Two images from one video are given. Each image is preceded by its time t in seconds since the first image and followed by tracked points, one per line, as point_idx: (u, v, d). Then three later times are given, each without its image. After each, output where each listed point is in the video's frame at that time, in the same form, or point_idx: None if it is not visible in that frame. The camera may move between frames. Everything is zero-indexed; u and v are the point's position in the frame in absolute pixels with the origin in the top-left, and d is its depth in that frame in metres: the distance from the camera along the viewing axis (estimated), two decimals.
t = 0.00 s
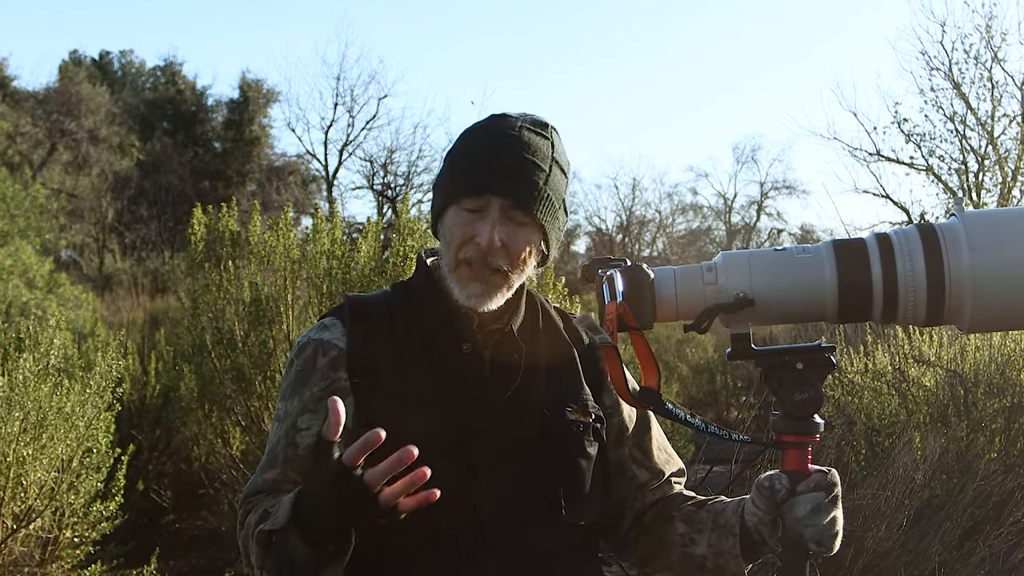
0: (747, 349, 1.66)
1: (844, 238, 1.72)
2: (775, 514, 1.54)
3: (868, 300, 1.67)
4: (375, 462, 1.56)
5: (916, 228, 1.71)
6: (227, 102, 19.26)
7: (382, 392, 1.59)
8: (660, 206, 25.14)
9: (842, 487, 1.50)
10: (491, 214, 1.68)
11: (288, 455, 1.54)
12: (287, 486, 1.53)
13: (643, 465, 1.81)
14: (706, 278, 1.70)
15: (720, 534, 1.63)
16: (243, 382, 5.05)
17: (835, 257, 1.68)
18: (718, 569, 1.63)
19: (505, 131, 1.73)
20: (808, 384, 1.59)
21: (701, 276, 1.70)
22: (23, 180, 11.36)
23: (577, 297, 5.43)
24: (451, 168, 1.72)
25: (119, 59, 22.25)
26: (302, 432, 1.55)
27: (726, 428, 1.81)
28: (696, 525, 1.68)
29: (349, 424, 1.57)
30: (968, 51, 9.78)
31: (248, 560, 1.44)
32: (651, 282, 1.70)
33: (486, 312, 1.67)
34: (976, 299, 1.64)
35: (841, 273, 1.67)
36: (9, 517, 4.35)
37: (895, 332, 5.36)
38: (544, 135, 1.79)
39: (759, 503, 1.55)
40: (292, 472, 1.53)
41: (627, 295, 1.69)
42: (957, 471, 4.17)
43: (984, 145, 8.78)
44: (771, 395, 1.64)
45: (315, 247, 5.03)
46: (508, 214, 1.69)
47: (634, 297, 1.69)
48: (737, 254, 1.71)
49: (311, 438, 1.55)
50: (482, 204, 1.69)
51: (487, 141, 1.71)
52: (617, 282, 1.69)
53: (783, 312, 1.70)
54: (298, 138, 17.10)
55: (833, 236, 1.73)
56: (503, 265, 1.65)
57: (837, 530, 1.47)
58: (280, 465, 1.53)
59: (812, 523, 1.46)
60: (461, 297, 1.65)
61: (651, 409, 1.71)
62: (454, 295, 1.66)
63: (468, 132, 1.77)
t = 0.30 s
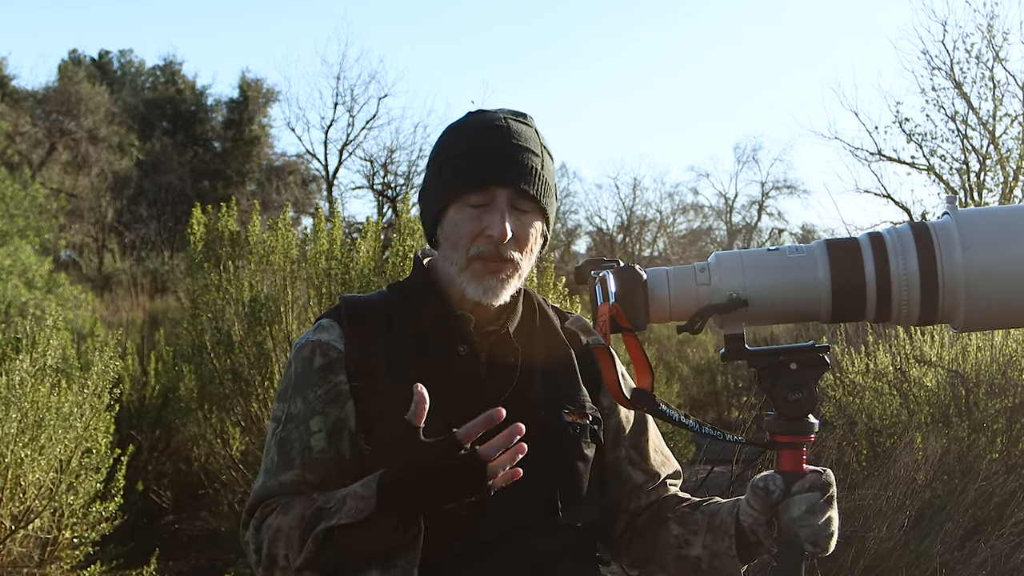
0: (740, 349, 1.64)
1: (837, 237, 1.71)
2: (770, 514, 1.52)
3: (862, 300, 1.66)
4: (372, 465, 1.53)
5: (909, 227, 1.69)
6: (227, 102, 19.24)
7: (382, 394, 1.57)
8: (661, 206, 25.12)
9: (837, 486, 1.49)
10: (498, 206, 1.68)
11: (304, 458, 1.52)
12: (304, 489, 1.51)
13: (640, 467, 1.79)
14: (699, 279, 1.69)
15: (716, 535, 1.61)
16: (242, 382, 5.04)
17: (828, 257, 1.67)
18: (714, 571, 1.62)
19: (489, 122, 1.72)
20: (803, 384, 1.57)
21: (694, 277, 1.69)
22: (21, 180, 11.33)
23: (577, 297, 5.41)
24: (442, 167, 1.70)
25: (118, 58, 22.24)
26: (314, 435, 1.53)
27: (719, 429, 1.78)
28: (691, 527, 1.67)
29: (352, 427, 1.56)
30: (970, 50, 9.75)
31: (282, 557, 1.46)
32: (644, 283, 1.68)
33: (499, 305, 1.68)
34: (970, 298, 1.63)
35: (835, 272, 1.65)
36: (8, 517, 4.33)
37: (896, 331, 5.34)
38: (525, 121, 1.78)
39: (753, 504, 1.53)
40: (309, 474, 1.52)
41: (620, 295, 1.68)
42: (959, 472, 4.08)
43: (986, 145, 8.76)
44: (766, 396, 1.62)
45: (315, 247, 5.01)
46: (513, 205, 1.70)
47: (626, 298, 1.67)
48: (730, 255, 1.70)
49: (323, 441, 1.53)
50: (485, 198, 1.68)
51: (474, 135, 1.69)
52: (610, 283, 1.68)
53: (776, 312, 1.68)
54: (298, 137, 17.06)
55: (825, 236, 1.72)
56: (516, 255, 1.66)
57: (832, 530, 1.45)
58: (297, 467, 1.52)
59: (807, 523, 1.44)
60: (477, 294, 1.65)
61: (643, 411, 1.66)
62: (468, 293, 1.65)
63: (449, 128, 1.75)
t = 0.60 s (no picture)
0: (743, 349, 1.63)
1: (840, 237, 1.70)
2: (772, 515, 1.51)
3: (865, 300, 1.65)
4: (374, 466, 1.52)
5: (913, 227, 1.68)
6: (227, 102, 19.22)
7: (382, 396, 1.56)
8: (661, 206, 25.12)
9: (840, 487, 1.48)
10: (489, 209, 1.67)
11: (304, 459, 1.51)
12: (304, 490, 1.51)
13: (640, 466, 1.78)
14: (702, 278, 1.68)
15: (718, 535, 1.60)
16: (242, 383, 5.03)
17: (831, 257, 1.66)
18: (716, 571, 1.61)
19: (485, 124, 1.71)
20: (806, 384, 1.56)
21: (697, 276, 1.68)
22: (20, 180, 11.30)
23: (578, 297, 5.39)
24: (438, 169, 1.70)
25: (118, 58, 22.22)
26: (314, 435, 1.52)
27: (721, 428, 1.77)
28: (693, 527, 1.66)
29: (353, 428, 1.55)
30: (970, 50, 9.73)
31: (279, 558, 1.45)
32: (646, 283, 1.67)
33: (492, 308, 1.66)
34: (974, 298, 1.62)
35: (838, 272, 1.65)
36: (8, 517, 4.32)
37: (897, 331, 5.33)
38: (523, 123, 1.77)
39: (756, 504, 1.52)
40: (310, 475, 1.51)
41: (622, 296, 1.67)
42: (960, 472, 4.07)
43: (986, 145, 8.74)
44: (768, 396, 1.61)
45: (315, 247, 5.00)
46: (504, 208, 1.69)
47: (630, 299, 1.66)
48: (733, 254, 1.69)
49: (323, 442, 1.53)
50: (477, 201, 1.68)
51: (468, 137, 1.70)
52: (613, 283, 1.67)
53: (779, 312, 1.67)
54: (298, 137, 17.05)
55: (829, 236, 1.71)
56: (508, 259, 1.64)
57: (835, 531, 1.44)
58: (297, 467, 1.51)
59: (810, 524, 1.43)
60: (468, 297, 1.63)
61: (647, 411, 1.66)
62: (459, 296, 1.64)
63: (446, 129, 1.76)
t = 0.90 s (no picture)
0: (744, 349, 1.62)
1: (841, 237, 1.69)
2: (773, 515, 1.51)
3: (866, 300, 1.64)
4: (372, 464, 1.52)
5: (914, 227, 1.67)
6: (227, 102, 19.22)
7: (379, 394, 1.56)
8: (661, 206, 25.13)
9: (841, 488, 1.47)
10: (487, 217, 1.67)
11: (303, 449, 1.50)
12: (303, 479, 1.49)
13: (640, 466, 1.78)
14: (702, 278, 1.67)
15: (718, 535, 1.60)
16: (243, 383, 5.03)
17: (832, 256, 1.66)
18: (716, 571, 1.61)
19: (483, 128, 1.71)
20: (806, 384, 1.56)
21: (698, 276, 1.68)
22: (19, 181, 11.29)
23: (578, 297, 5.39)
24: (436, 174, 1.69)
25: (117, 57, 22.22)
26: (313, 428, 1.51)
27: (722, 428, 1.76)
28: (693, 527, 1.65)
29: (349, 426, 1.54)
30: (970, 50, 9.72)
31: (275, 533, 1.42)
32: (647, 282, 1.67)
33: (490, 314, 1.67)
34: (974, 299, 1.61)
35: (839, 272, 1.64)
36: (7, 518, 4.32)
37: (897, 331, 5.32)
38: (521, 125, 1.76)
39: (756, 504, 1.52)
40: (311, 465, 1.50)
41: (623, 295, 1.66)
42: (960, 472, 4.07)
43: (986, 145, 8.74)
44: (769, 396, 1.61)
45: (315, 247, 5.00)
46: (502, 215, 1.69)
47: (629, 298, 1.66)
48: (733, 254, 1.69)
49: (321, 435, 1.52)
50: (475, 208, 1.68)
51: (466, 142, 1.69)
52: (613, 282, 1.66)
53: (780, 313, 1.67)
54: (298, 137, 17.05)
55: (830, 236, 1.70)
56: (506, 267, 1.65)
57: (836, 531, 1.44)
58: (297, 456, 1.50)
59: (812, 524, 1.43)
60: (465, 304, 1.64)
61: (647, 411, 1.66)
62: (458, 303, 1.65)
63: (445, 131, 1.75)
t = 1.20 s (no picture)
0: (742, 349, 1.62)
1: (838, 237, 1.69)
2: (771, 515, 1.51)
3: (863, 300, 1.64)
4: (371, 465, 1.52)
5: (911, 227, 1.67)
6: (227, 102, 19.22)
7: (378, 395, 1.56)
8: (662, 206, 25.13)
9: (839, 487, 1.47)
10: (483, 223, 1.68)
11: (310, 446, 1.49)
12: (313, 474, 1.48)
13: (639, 466, 1.78)
14: (700, 278, 1.68)
15: (716, 536, 1.60)
16: (242, 382, 5.03)
17: (829, 257, 1.65)
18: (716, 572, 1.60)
19: (478, 131, 1.71)
20: (804, 384, 1.56)
21: (695, 276, 1.68)
22: (19, 181, 11.28)
23: (577, 297, 5.39)
24: (431, 179, 1.69)
25: (117, 57, 22.23)
26: (318, 425, 1.51)
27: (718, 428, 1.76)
28: (692, 527, 1.65)
29: (348, 427, 1.54)
30: (970, 50, 9.72)
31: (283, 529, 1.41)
32: (644, 283, 1.67)
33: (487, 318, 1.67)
34: (972, 299, 1.61)
35: (836, 272, 1.64)
36: (7, 518, 4.32)
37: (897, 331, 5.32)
38: (516, 128, 1.76)
39: (755, 504, 1.52)
40: (319, 462, 1.49)
41: (620, 295, 1.66)
42: (960, 472, 4.07)
43: (986, 145, 8.73)
44: (767, 396, 1.61)
45: (315, 247, 5.00)
46: (498, 220, 1.69)
47: (626, 298, 1.66)
48: (731, 254, 1.69)
49: (326, 433, 1.51)
50: (471, 213, 1.68)
51: (461, 145, 1.69)
52: (610, 283, 1.67)
53: (777, 313, 1.67)
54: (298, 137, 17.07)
55: (827, 236, 1.70)
56: (504, 272, 1.65)
57: (834, 530, 1.44)
58: (305, 451, 1.49)
59: (810, 523, 1.43)
60: (463, 310, 1.63)
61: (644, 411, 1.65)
62: (455, 308, 1.64)
63: (440, 135, 1.74)
